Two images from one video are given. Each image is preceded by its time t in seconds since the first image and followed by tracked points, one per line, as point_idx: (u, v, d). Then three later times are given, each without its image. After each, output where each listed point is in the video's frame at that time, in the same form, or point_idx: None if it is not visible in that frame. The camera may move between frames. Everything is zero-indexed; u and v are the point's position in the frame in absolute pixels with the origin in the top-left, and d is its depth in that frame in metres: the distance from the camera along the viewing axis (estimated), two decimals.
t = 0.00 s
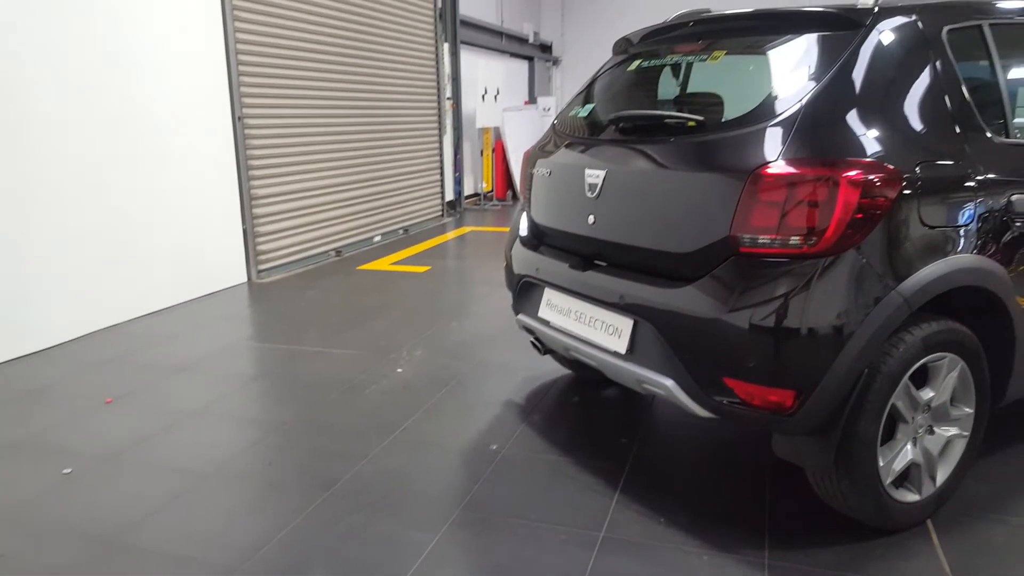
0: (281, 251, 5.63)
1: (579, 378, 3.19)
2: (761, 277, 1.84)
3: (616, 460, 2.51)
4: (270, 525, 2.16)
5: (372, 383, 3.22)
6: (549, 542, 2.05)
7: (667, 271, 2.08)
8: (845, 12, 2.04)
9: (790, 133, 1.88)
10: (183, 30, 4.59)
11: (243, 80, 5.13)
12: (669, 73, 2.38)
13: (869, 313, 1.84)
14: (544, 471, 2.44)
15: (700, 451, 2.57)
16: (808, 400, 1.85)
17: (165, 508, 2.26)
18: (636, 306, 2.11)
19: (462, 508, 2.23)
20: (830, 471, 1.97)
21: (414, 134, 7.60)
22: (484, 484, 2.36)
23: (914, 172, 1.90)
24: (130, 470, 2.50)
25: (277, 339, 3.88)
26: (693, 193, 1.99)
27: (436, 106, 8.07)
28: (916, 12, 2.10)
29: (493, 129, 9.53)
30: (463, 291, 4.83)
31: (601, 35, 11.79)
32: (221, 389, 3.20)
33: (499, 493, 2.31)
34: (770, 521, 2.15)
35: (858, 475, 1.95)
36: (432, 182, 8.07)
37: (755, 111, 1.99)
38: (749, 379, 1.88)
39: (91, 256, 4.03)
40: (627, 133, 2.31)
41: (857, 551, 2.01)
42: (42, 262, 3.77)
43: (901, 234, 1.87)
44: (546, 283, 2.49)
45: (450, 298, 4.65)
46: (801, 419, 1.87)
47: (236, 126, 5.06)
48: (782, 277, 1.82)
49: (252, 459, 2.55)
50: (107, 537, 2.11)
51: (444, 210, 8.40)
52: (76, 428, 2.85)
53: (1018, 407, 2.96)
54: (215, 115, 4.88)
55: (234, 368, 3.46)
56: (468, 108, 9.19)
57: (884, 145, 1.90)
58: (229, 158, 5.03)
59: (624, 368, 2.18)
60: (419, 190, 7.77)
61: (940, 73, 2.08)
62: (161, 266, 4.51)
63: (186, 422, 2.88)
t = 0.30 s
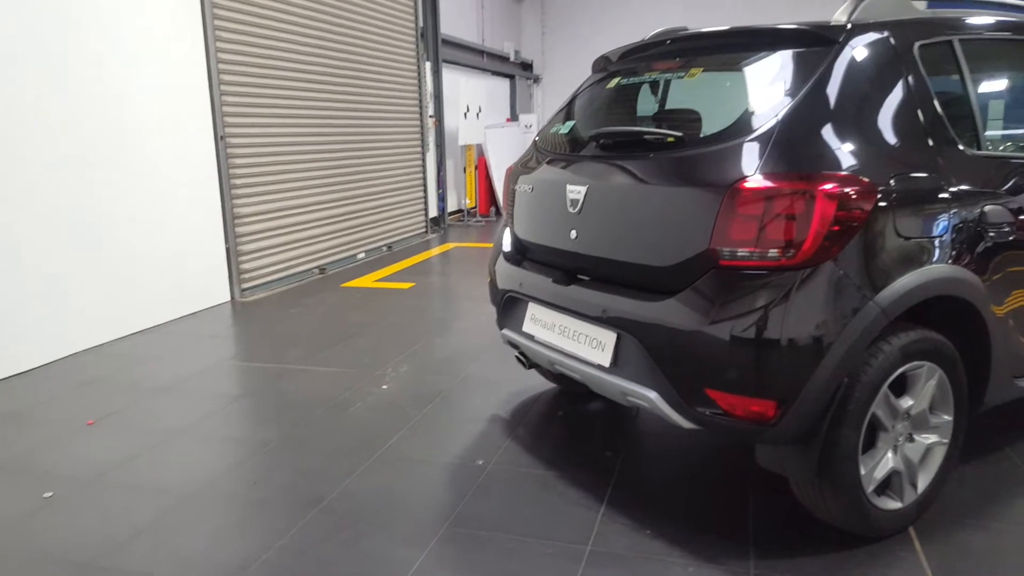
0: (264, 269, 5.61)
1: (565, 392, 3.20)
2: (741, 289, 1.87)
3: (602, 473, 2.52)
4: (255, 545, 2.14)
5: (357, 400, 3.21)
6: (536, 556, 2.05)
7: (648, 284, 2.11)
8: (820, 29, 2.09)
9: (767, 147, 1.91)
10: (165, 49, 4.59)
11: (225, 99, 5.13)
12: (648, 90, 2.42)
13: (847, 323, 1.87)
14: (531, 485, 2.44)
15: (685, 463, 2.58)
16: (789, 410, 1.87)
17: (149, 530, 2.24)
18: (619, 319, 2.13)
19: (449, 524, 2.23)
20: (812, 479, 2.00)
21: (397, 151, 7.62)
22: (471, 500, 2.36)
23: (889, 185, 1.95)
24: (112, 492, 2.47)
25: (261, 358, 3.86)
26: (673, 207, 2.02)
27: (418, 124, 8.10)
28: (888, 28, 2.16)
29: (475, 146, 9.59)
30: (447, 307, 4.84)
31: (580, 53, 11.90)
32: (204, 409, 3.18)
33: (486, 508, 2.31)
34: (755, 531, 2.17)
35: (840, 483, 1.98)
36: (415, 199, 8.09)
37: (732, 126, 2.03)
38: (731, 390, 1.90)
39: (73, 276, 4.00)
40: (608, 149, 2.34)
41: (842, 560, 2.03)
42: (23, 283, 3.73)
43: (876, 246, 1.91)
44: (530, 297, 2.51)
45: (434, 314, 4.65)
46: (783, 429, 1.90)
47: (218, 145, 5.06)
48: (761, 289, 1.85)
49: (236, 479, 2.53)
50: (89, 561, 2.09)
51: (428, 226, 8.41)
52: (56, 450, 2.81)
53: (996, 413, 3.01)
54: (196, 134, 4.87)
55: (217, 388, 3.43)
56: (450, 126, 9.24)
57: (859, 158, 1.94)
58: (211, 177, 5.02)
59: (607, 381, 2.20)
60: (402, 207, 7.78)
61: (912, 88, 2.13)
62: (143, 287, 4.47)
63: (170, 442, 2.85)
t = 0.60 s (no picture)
0: (243, 286, 5.57)
1: (548, 404, 3.21)
2: (720, 299, 1.89)
3: (586, 484, 2.53)
4: (236, 564, 2.12)
5: (339, 416, 3.20)
6: (521, 570, 2.05)
7: (629, 295, 2.12)
8: (792, 42, 2.14)
9: (743, 159, 1.94)
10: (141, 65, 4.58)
11: (201, 115, 5.10)
12: (625, 104, 2.45)
13: (824, 332, 1.90)
14: (515, 498, 2.44)
15: (669, 473, 2.59)
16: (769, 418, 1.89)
17: (127, 551, 2.21)
18: (600, 330, 2.15)
19: (433, 539, 2.22)
20: (793, 487, 2.01)
21: (376, 165, 7.62)
22: (455, 514, 2.36)
23: (862, 195, 1.98)
24: (89, 514, 2.44)
25: (241, 376, 3.83)
26: (652, 219, 2.04)
27: (397, 138, 8.11)
28: (858, 42, 2.21)
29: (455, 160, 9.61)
30: (429, 321, 4.83)
31: (557, 67, 11.98)
32: (183, 428, 3.14)
33: (470, 522, 2.31)
34: (738, 539, 2.18)
35: (821, 490, 2.00)
36: (395, 213, 8.08)
37: (708, 139, 2.06)
38: (712, 399, 1.92)
39: (48, 294, 3.95)
40: (587, 162, 2.36)
41: (824, 567, 2.05)
42: None
43: (852, 254, 1.94)
44: (511, 310, 2.52)
45: (416, 329, 4.64)
46: (764, 437, 1.92)
47: (195, 161, 5.03)
48: (740, 298, 1.87)
49: (216, 498, 2.51)
50: None
51: (408, 241, 8.41)
52: (31, 472, 2.76)
53: (972, 418, 3.06)
54: (174, 150, 4.85)
55: (197, 406, 3.40)
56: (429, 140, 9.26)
57: (833, 169, 1.98)
58: (189, 193, 4.98)
59: (590, 392, 2.21)
60: (382, 222, 7.77)
61: (883, 100, 2.18)
62: (120, 305, 4.43)
63: (148, 462, 2.82)
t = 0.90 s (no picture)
0: (220, 300, 5.52)
1: (529, 414, 3.21)
2: (698, 307, 1.90)
3: (569, 494, 2.52)
4: None
5: (319, 430, 3.17)
6: None
7: (609, 304, 2.13)
8: (766, 53, 2.17)
9: (719, 168, 1.97)
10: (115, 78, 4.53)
11: (177, 128, 5.06)
12: (602, 114, 2.47)
13: (802, 338, 1.91)
14: (498, 509, 2.43)
15: (651, 481, 2.60)
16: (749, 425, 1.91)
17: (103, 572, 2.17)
18: (581, 340, 2.15)
19: (415, 553, 2.20)
20: (774, 493, 2.03)
21: (354, 177, 7.60)
22: (438, 526, 2.34)
23: (837, 203, 2.01)
24: (63, 534, 2.39)
25: (219, 391, 3.79)
26: (630, 228, 2.05)
27: (376, 150, 8.10)
28: (830, 52, 2.25)
29: (434, 171, 9.62)
30: (410, 333, 4.81)
31: (535, 78, 12.05)
32: (160, 445, 3.10)
33: (453, 534, 2.29)
34: (721, 546, 2.19)
35: (802, 495, 2.01)
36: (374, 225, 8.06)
37: (684, 148, 2.08)
38: (692, 407, 1.93)
39: (20, 311, 3.89)
40: (565, 172, 2.37)
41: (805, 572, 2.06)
42: None
43: (827, 262, 1.96)
44: (492, 320, 2.51)
45: (396, 341, 4.62)
46: (744, 444, 1.93)
47: (170, 176, 4.98)
48: (718, 306, 1.89)
49: (195, 516, 2.47)
50: None
51: (388, 252, 8.38)
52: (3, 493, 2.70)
53: (948, 421, 3.10)
54: (148, 164, 4.80)
55: (174, 423, 3.35)
56: (408, 151, 9.26)
57: (807, 177, 2.00)
58: (164, 207, 4.94)
59: (571, 402, 2.21)
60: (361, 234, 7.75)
61: (856, 109, 2.22)
62: (94, 321, 4.37)
63: (125, 481, 2.77)
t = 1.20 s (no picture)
0: (196, 314, 5.46)
1: (511, 424, 3.20)
2: (677, 313, 1.91)
3: (552, 503, 2.52)
4: None
5: (298, 445, 3.14)
6: None
7: (588, 312, 2.13)
8: (738, 61, 2.19)
9: (694, 176, 1.98)
10: (85, 92, 4.48)
11: (148, 142, 5.01)
12: (578, 123, 2.48)
13: (779, 342, 1.93)
14: (481, 521, 2.42)
15: (633, 488, 2.60)
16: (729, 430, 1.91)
17: None
18: (561, 348, 2.15)
19: (398, 567, 2.18)
20: (755, 497, 2.03)
21: (330, 188, 7.57)
22: (420, 539, 2.32)
23: (811, 208, 2.03)
24: (35, 557, 2.33)
25: (195, 407, 3.73)
26: (608, 236, 2.06)
27: (352, 161, 8.07)
28: (801, 59, 2.28)
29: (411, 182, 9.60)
30: (389, 344, 4.78)
31: (510, 87, 12.10)
32: (136, 463, 3.04)
33: (436, 547, 2.27)
34: (704, 552, 2.19)
35: (783, 499, 2.02)
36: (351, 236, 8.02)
37: (660, 156, 2.09)
38: (673, 413, 1.93)
39: None
40: (542, 181, 2.37)
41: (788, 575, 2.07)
42: None
43: (802, 266, 1.98)
44: (472, 330, 2.51)
45: (375, 352, 4.60)
46: (725, 449, 1.94)
47: (142, 189, 4.92)
48: (696, 312, 1.89)
49: (172, 535, 2.43)
50: None
51: (366, 263, 8.35)
52: None
53: (924, 422, 3.13)
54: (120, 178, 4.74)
55: (150, 440, 3.30)
56: (384, 162, 9.23)
57: (781, 183, 2.02)
58: (136, 221, 4.87)
59: (553, 410, 2.21)
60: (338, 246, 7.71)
61: (827, 115, 2.24)
62: (66, 338, 4.29)
63: (99, 501, 2.71)
